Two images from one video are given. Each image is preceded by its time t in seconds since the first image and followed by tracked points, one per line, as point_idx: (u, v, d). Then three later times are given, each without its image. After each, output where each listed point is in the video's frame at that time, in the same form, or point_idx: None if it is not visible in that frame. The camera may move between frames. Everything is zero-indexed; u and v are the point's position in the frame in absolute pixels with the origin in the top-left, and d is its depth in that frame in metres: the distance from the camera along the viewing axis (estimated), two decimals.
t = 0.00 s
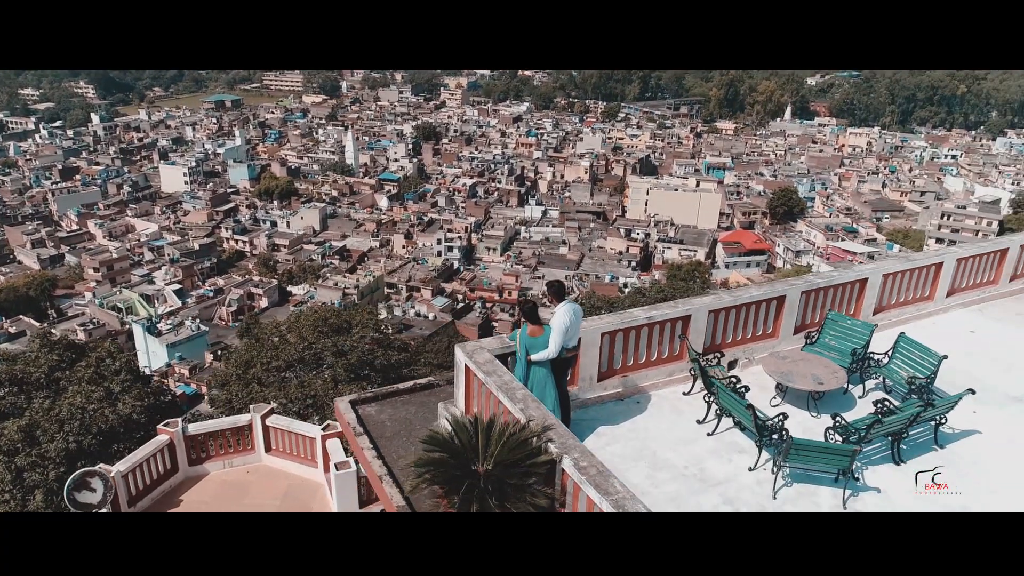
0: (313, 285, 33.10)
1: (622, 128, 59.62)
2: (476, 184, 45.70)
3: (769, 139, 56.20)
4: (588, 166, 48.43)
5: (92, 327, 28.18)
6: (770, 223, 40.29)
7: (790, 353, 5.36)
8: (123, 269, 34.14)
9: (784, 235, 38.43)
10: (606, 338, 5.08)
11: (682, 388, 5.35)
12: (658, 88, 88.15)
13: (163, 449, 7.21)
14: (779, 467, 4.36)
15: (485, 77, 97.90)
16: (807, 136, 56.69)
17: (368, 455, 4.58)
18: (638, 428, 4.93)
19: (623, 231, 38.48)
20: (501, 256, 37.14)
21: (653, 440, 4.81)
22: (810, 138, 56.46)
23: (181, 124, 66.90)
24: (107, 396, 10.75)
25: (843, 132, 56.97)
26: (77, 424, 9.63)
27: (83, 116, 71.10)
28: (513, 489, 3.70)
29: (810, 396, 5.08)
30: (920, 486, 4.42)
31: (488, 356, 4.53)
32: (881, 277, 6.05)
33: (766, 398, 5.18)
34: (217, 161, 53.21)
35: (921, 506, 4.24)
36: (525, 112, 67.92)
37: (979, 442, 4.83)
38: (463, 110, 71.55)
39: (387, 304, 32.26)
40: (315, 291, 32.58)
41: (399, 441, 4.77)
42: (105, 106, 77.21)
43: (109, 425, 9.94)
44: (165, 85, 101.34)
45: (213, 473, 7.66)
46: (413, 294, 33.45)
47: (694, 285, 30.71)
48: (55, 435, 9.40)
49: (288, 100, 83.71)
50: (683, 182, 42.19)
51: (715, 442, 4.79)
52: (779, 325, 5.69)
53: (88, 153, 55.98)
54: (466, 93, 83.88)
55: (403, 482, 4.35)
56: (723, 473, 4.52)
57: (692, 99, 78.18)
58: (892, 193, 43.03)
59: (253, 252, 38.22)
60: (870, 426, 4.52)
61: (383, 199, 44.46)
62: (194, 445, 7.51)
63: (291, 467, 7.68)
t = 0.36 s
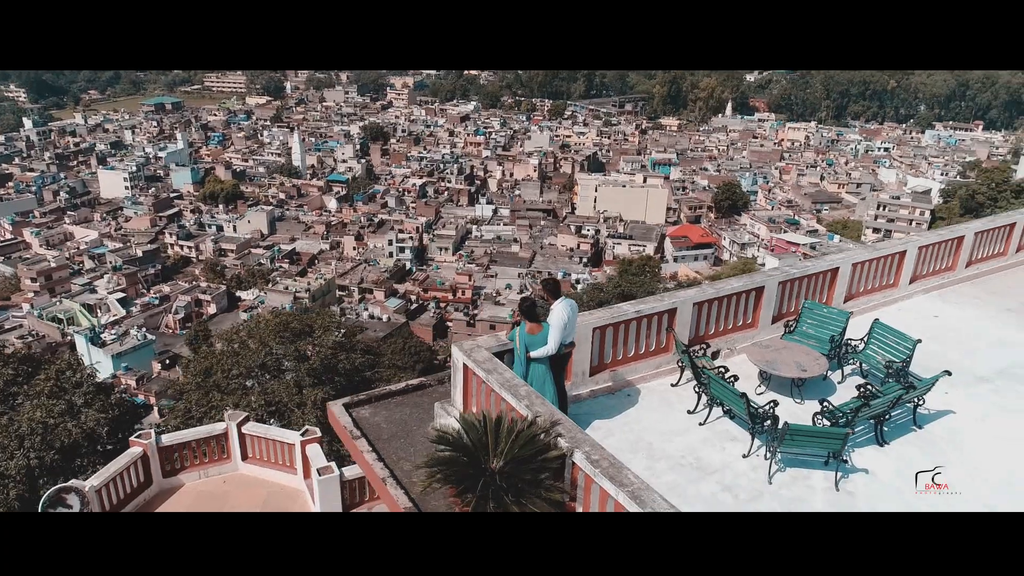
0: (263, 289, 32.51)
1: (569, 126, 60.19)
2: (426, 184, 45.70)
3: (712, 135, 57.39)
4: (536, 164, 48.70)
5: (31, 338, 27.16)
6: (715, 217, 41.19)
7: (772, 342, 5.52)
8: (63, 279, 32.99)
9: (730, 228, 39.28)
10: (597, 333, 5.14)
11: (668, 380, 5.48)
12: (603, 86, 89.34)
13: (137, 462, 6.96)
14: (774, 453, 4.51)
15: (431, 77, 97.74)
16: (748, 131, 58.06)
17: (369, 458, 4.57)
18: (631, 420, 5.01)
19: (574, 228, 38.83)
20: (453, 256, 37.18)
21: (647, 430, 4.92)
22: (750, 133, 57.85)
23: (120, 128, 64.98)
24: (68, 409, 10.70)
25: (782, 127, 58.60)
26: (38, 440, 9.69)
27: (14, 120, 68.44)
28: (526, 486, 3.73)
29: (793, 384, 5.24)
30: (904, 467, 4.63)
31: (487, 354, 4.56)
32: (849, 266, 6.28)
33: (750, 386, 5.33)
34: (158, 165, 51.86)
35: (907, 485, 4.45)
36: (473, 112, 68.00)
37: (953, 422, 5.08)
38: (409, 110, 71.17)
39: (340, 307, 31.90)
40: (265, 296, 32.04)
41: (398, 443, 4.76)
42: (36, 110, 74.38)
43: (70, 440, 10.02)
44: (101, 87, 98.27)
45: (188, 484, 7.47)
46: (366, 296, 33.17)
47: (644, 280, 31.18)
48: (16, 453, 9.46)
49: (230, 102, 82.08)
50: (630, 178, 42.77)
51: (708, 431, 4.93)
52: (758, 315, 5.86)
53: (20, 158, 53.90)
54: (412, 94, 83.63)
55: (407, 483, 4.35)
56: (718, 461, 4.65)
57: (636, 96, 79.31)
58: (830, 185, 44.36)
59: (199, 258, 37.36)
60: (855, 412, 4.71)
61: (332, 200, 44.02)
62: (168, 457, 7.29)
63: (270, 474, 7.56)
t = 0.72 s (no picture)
0: (212, 295, 31.78)
1: (517, 124, 60.47)
2: (375, 184, 45.57)
3: (657, 132, 58.26)
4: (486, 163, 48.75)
5: None
6: (663, 212, 41.86)
7: (752, 331, 5.65)
8: None
9: (678, 222, 39.92)
10: (585, 329, 5.17)
11: (653, 373, 5.57)
12: (549, 85, 90.04)
13: (108, 477, 6.76)
14: (766, 441, 4.64)
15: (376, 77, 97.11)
16: (692, 127, 59.12)
17: (366, 462, 4.53)
18: (623, 414, 5.08)
19: (526, 226, 39.02)
20: (405, 256, 37.03)
21: (640, 423, 5.00)
22: (694, 129, 58.93)
23: (54, 133, 62.83)
24: (28, 425, 10.53)
25: (725, 122, 59.93)
26: None
27: None
28: (535, 483, 3.74)
29: (775, 372, 5.38)
30: (887, 449, 4.83)
31: (482, 353, 4.57)
32: (819, 256, 6.44)
33: (734, 376, 5.46)
34: (96, 171, 50.29)
35: (894, 468, 4.64)
36: (420, 111, 67.79)
37: (928, 404, 5.30)
38: (356, 111, 70.50)
39: (292, 310, 31.41)
40: (214, 302, 31.34)
41: (393, 445, 4.73)
42: None
43: (32, 456, 9.91)
44: (32, 91, 94.88)
45: (162, 497, 7.28)
46: (319, 300, 32.74)
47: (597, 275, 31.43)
48: None
49: (169, 105, 80.14)
50: (579, 175, 43.15)
51: (698, 421, 5.04)
52: (736, 305, 5.98)
53: None
54: (358, 94, 82.99)
55: (408, 486, 4.34)
56: (711, 450, 4.76)
57: (582, 94, 80.07)
58: (773, 178, 45.44)
59: (143, 265, 36.36)
60: (840, 398, 4.87)
61: (279, 203, 43.39)
62: (139, 470, 7.10)
63: (246, 484, 7.44)
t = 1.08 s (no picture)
0: (158, 303, 30.95)
1: (465, 124, 60.47)
2: (324, 186, 45.19)
3: (604, 129, 58.96)
4: (436, 163, 48.64)
5: None
6: (613, 209, 42.36)
7: (732, 323, 5.78)
8: None
9: (627, 218, 40.42)
10: (574, 325, 5.24)
11: (640, 366, 5.66)
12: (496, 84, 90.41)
13: (80, 493, 6.54)
14: (756, 429, 4.77)
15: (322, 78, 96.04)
16: (639, 124, 59.99)
17: (365, 466, 4.51)
18: (614, 409, 5.16)
19: (478, 225, 39.07)
20: (357, 259, 36.74)
21: (632, 417, 5.08)
22: (640, 126, 59.80)
23: None
24: None
25: (670, 119, 60.98)
26: None
27: None
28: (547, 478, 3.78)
29: (757, 361, 5.51)
30: (870, 433, 5.02)
31: (478, 351, 4.59)
32: (791, 247, 6.61)
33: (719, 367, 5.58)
34: (31, 178, 48.55)
35: (878, 451, 4.83)
36: (367, 112, 67.30)
37: (902, 387, 5.53)
38: (301, 113, 69.60)
39: (242, 316, 30.79)
40: (160, 310, 30.53)
41: (390, 448, 4.72)
42: None
43: None
44: None
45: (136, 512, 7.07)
46: (269, 304, 32.16)
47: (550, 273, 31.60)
48: None
49: (106, 108, 77.86)
50: (529, 174, 43.35)
51: (688, 412, 5.16)
52: (714, 298, 6.11)
53: None
54: (303, 96, 81.99)
55: (411, 489, 4.35)
56: (704, 441, 4.87)
57: (529, 93, 80.50)
58: (718, 173, 46.36)
59: (83, 274, 35.22)
60: (824, 385, 5.03)
61: (226, 207, 42.60)
62: (112, 484, 6.87)
63: (224, 494, 7.30)
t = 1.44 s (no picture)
0: (102, 313, 30.01)
1: (415, 124, 60.19)
2: (273, 190, 44.53)
3: (554, 128, 59.35)
4: (386, 164, 48.31)
5: None
6: (565, 207, 42.68)
7: (712, 315, 5.91)
8: None
9: (580, 216, 40.73)
10: (565, 321, 5.29)
11: (626, 360, 5.74)
12: (445, 84, 90.37)
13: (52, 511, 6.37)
14: (748, 418, 4.90)
15: (266, 79, 94.54)
16: (588, 122, 60.56)
17: (365, 469, 4.48)
18: (604, 403, 5.22)
19: (431, 226, 38.97)
20: (309, 262, 36.30)
21: (623, 411, 5.16)
22: (589, 124, 60.37)
23: None
24: None
25: (618, 117, 61.72)
26: None
27: None
28: (555, 475, 3.81)
29: (739, 351, 5.64)
30: (852, 417, 5.20)
31: (475, 350, 4.60)
32: (763, 240, 6.77)
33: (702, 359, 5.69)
34: None
35: (861, 436, 5.00)
36: (314, 114, 66.50)
37: (878, 372, 5.74)
38: (246, 115, 68.42)
39: (191, 324, 30.03)
40: (105, 320, 29.62)
41: (388, 451, 4.70)
42: None
43: None
44: None
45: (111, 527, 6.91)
46: (220, 311, 31.43)
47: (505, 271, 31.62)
48: None
49: (40, 113, 75.18)
50: (481, 173, 43.38)
51: (677, 403, 5.26)
52: (694, 292, 6.22)
53: None
54: (247, 98, 80.54)
55: (413, 490, 4.35)
56: (695, 431, 4.97)
57: (478, 93, 80.57)
58: (666, 169, 47.06)
59: (22, 285, 33.96)
60: (808, 373, 5.18)
61: (170, 213, 41.61)
62: (85, 500, 6.69)
63: (202, 505, 7.15)
